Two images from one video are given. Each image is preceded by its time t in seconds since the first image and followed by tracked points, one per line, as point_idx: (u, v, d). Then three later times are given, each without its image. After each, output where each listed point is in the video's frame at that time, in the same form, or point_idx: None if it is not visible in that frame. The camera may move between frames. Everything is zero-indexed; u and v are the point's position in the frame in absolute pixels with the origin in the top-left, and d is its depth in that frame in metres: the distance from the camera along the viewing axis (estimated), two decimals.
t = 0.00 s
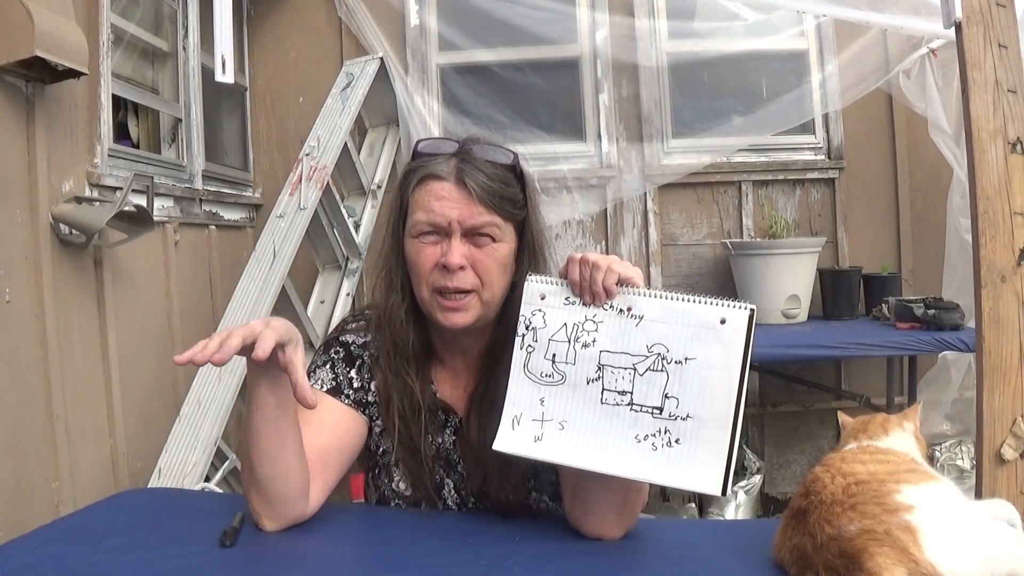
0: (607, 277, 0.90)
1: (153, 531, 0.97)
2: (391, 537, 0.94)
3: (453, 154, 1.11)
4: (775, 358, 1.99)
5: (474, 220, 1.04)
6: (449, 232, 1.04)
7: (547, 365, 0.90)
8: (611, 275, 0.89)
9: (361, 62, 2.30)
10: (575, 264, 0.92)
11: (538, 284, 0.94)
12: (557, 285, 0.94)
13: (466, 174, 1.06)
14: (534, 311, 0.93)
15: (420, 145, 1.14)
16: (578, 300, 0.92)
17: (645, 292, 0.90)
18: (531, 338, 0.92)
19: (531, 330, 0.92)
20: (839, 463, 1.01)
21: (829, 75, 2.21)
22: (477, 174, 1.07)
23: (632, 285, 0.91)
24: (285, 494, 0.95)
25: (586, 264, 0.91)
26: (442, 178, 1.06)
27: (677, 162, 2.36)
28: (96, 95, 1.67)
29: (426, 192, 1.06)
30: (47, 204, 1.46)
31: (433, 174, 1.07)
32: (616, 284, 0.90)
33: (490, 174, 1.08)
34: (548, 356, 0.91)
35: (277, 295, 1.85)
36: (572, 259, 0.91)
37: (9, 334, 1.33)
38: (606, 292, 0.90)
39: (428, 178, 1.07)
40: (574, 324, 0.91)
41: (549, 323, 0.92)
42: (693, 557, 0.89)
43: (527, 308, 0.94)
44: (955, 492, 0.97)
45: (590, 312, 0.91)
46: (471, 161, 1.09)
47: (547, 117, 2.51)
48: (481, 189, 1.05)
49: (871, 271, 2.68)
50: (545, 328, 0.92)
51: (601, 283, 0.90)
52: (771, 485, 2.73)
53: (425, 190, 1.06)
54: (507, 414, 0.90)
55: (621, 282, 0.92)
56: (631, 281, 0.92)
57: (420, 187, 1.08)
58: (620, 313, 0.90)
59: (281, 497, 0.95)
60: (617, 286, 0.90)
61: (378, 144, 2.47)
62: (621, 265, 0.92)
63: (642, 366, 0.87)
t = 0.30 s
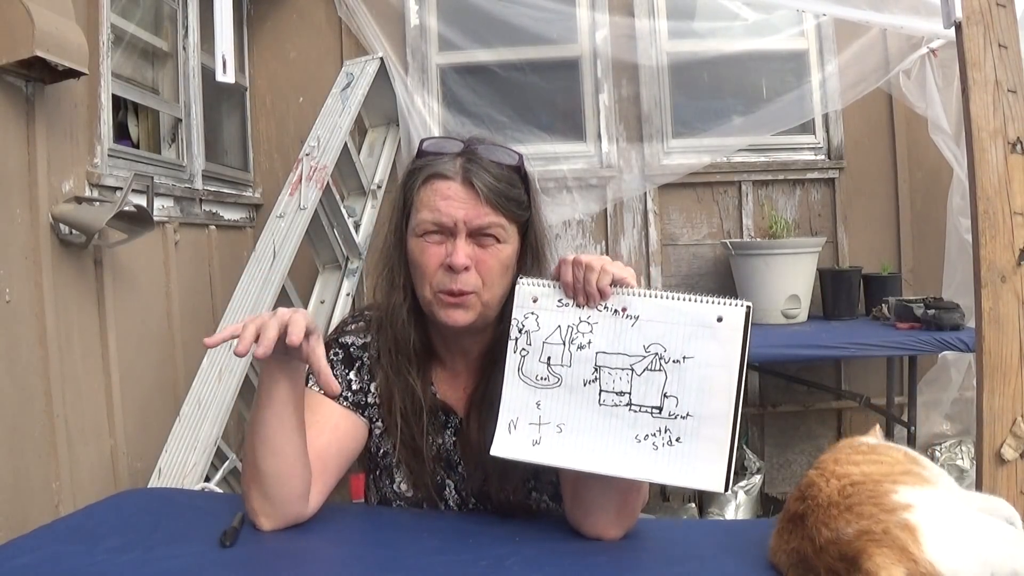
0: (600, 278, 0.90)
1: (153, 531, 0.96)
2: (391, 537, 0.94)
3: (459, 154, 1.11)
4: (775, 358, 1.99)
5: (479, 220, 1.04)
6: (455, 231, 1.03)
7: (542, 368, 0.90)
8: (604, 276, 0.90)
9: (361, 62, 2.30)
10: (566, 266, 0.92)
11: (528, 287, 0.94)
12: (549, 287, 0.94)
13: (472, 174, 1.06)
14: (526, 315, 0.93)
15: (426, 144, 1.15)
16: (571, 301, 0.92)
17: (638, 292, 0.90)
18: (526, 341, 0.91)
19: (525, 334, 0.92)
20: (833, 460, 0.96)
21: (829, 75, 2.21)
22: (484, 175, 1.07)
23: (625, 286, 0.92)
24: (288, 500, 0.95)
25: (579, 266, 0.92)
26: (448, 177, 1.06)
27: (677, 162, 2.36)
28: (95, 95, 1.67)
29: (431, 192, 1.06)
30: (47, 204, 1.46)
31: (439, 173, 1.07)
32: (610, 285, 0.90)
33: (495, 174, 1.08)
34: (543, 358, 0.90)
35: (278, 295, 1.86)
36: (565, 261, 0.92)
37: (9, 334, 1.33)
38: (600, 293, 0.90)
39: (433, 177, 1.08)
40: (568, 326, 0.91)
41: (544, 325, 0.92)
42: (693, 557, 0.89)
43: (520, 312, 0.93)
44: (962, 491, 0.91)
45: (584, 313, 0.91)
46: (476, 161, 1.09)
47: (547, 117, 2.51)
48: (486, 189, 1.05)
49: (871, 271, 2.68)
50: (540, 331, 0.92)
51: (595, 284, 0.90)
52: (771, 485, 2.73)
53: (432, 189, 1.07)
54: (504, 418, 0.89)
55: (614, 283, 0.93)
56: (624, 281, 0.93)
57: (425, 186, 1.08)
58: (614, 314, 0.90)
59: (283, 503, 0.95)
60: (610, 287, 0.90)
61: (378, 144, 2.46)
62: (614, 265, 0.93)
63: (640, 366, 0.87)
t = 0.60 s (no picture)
0: (598, 280, 0.90)
1: (153, 531, 0.96)
2: (391, 537, 0.94)
3: (456, 155, 1.11)
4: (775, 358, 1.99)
5: (478, 222, 1.04)
6: (453, 233, 1.03)
7: (540, 370, 0.90)
8: (601, 279, 0.90)
9: (361, 62, 2.29)
10: (563, 268, 0.93)
11: (525, 288, 0.94)
12: (547, 288, 0.94)
13: (469, 176, 1.06)
14: (523, 316, 0.93)
15: (423, 145, 1.15)
16: (569, 303, 0.92)
17: (636, 293, 0.90)
18: (523, 342, 0.92)
19: (522, 335, 0.92)
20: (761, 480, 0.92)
21: (829, 75, 2.21)
22: (481, 176, 1.07)
23: (623, 288, 0.92)
24: (288, 503, 0.95)
25: (575, 268, 0.92)
26: (445, 179, 1.06)
27: (677, 162, 2.36)
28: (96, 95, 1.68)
29: (430, 193, 1.06)
30: (47, 204, 1.46)
31: (437, 175, 1.07)
32: (607, 287, 0.90)
33: (493, 175, 1.08)
34: (540, 360, 0.90)
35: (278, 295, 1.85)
36: (562, 263, 0.92)
37: (9, 334, 1.33)
38: (598, 295, 0.91)
39: (431, 178, 1.07)
40: (566, 328, 0.91)
41: (541, 327, 0.92)
42: (693, 558, 0.89)
43: (516, 314, 0.94)
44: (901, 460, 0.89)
45: (582, 315, 0.91)
46: (474, 162, 1.09)
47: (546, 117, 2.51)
48: (484, 191, 1.05)
49: (871, 271, 2.68)
50: (536, 333, 0.92)
51: (593, 286, 0.90)
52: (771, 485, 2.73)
53: (429, 191, 1.06)
54: (501, 420, 0.90)
55: (612, 284, 0.92)
56: (622, 284, 0.92)
57: (424, 187, 1.08)
58: (611, 315, 0.90)
59: (283, 507, 0.95)
60: (607, 289, 0.90)
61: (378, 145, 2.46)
62: (611, 268, 0.92)
63: (636, 369, 0.87)
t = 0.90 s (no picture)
0: (600, 280, 0.90)
1: (153, 531, 0.97)
2: (391, 537, 0.94)
3: (456, 156, 1.11)
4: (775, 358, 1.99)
5: (478, 223, 1.04)
6: (453, 234, 1.04)
7: (541, 370, 0.90)
8: (603, 279, 0.90)
9: (361, 62, 2.29)
10: (565, 268, 0.93)
11: (527, 289, 0.94)
12: (548, 289, 0.94)
13: (469, 176, 1.06)
14: (524, 317, 0.93)
15: (423, 146, 1.14)
16: (571, 304, 0.92)
17: (638, 294, 0.90)
18: (524, 342, 0.92)
19: (523, 336, 0.92)
20: (742, 486, 0.92)
21: (829, 75, 2.21)
22: (481, 176, 1.07)
23: (626, 289, 0.92)
24: (288, 505, 0.95)
25: (579, 269, 0.92)
26: (445, 180, 1.06)
27: (677, 162, 2.36)
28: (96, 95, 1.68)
29: (430, 195, 1.06)
30: (47, 204, 1.46)
31: (436, 177, 1.07)
32: (608, 287, 0.90)
33: (493, 176, 1.08)
34: (542, 361, 0.90)
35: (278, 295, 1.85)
36: (564, 262, 0.92)
37: (10, 334, 1.33)
38: (599, 295, 0.90)
39: (431, 180, 1.07)
40: (568, 328, 0.91)
41: (542, 328, 0.92)
42: (693, 559, 0.89)
43: (518, 314, 0.94)
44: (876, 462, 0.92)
45: (584, 315, 0.91)
46: (474, 163, 1.09)
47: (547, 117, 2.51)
48: (484, 192, 1.05)
49: (871, 271, 2.68)
50: (538, 333, 0.92)
51: (595, 287, 0.90)
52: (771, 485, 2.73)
53: (429, 192, 1.06)
54: (501, 420, 0.89)
55: (615, 285, 0.92)
56: (625, 284, 0.92)
57: (423, 189, 1.08)
58: (613, 316, 0.90)
59: (283, 509, 0.95)
60: (609, 289, 0.90)
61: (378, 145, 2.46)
62: (614, 268, 0.93)
63: (639, 369, 0.87)
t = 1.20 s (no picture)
0: (599, 280, 0.91)
1: (153, 531, 0.96)
2: (391, 537, 0.94)
3: (454, 156, 1.11)
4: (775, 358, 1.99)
5: (478, 223, 1.04)
6: (453, 235, 1.03)
7: (540, 370, 0.91)
8: (603, 279, 0.90)
9: (361, 62, 2.29)
10: (565, 268, 0.92)
11: (528, 288, 0.95)
12: (547, 289, 0.94)
13: (468, 177, 1.06)
14: (525, 317, 0.93)
15: (421, 146, 1.14)
16: (571, 304, 0.92)
17: (638, 294, 0.90)
18: (524, 342, 0.92)
19: (523, 335, 0.92)
20: (751, 482, 0.92)
21: (829, 75, 2.21)
22: (480, 176, 1.07)
23: (626, 288, 0.92)
24: (289, 506, 0.96)
25: (576, 268, 0.91)
26: (444, 181, 1.06)
27: (677, 162, 2.36)
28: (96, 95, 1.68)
29: (429, 196, 1.06)
30: (47, 203, 1.46)
31: (435, 178, 1.07)
32: (609, 287, 0.90)
33: (492, 176, 1.08)
34: (541, 360, 0.91)
35: (278, 295, 1.85)
36: (564, 263, 0.92)
37: (10, 333, 1.33)
38: (600, 295, 0.90)
39: (431, 181, 1.07)
40: (567, 328, 0.91)
41: (541, 328, 0.92)
42: (693, 558, 0.88)
43: (518, 314, 0.94)
44: (882, 458, 0.92)
45: (584, 315, 0.91)
46: (472, 163, 1.09)
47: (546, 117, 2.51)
48: (483, 192, 1.05)
49: (871, 271, 2.68)
50: (538, 333, 0.92)
51: (595, 286, 0.90)
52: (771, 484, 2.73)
53: (429, 194, 1.06)
54: (501, 420, 0.90)
55: (615, 285, 0.92)
56: (624, 284, 0.92)
57: (423, 190, 1.08)
58: (612, 316, 0.90)
59: (284, 509, 0.95)
60: (608, 289, 0.90)
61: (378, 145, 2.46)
62: (614, 268, 0.92)
63: (638, 369, 0.87)
